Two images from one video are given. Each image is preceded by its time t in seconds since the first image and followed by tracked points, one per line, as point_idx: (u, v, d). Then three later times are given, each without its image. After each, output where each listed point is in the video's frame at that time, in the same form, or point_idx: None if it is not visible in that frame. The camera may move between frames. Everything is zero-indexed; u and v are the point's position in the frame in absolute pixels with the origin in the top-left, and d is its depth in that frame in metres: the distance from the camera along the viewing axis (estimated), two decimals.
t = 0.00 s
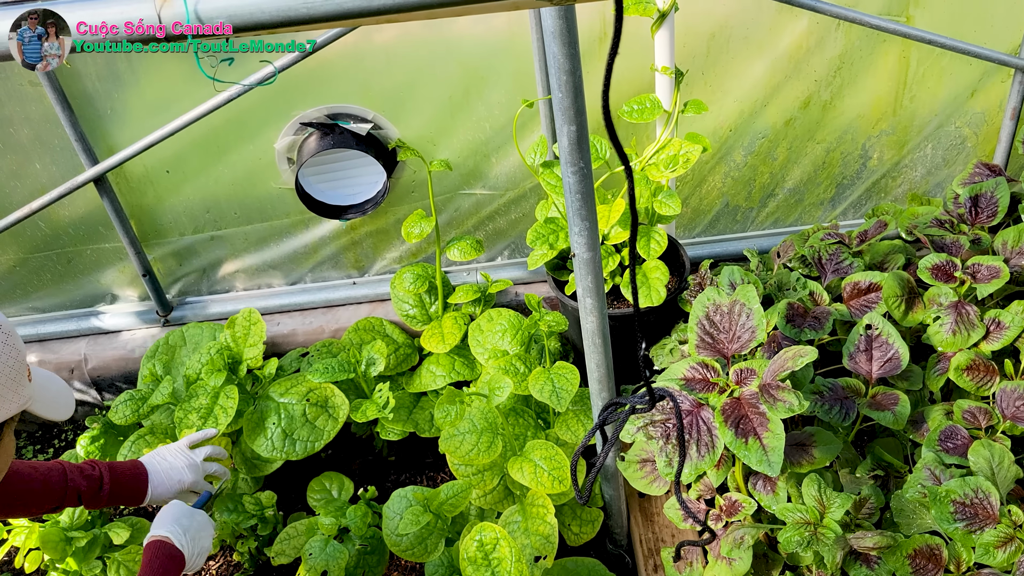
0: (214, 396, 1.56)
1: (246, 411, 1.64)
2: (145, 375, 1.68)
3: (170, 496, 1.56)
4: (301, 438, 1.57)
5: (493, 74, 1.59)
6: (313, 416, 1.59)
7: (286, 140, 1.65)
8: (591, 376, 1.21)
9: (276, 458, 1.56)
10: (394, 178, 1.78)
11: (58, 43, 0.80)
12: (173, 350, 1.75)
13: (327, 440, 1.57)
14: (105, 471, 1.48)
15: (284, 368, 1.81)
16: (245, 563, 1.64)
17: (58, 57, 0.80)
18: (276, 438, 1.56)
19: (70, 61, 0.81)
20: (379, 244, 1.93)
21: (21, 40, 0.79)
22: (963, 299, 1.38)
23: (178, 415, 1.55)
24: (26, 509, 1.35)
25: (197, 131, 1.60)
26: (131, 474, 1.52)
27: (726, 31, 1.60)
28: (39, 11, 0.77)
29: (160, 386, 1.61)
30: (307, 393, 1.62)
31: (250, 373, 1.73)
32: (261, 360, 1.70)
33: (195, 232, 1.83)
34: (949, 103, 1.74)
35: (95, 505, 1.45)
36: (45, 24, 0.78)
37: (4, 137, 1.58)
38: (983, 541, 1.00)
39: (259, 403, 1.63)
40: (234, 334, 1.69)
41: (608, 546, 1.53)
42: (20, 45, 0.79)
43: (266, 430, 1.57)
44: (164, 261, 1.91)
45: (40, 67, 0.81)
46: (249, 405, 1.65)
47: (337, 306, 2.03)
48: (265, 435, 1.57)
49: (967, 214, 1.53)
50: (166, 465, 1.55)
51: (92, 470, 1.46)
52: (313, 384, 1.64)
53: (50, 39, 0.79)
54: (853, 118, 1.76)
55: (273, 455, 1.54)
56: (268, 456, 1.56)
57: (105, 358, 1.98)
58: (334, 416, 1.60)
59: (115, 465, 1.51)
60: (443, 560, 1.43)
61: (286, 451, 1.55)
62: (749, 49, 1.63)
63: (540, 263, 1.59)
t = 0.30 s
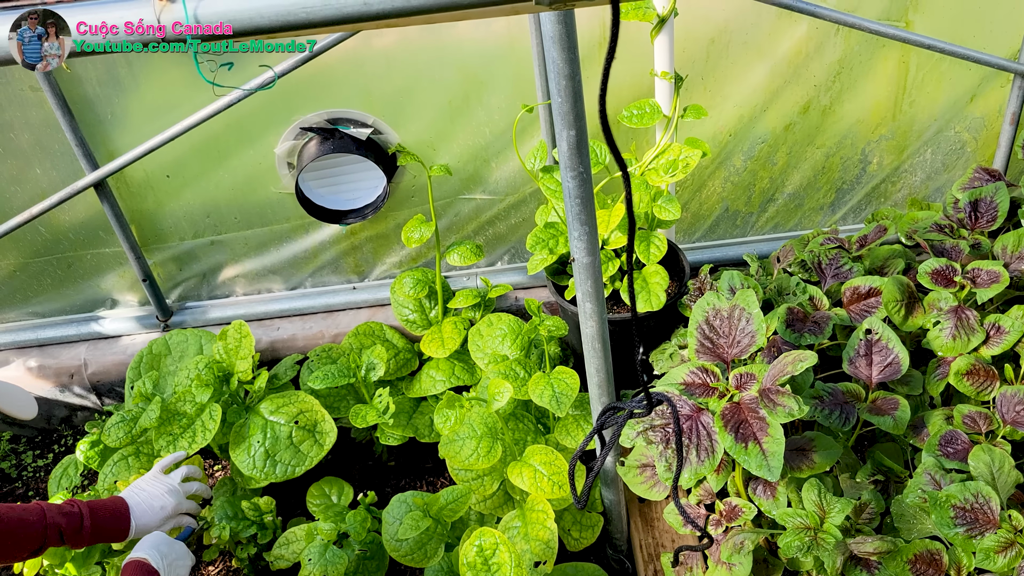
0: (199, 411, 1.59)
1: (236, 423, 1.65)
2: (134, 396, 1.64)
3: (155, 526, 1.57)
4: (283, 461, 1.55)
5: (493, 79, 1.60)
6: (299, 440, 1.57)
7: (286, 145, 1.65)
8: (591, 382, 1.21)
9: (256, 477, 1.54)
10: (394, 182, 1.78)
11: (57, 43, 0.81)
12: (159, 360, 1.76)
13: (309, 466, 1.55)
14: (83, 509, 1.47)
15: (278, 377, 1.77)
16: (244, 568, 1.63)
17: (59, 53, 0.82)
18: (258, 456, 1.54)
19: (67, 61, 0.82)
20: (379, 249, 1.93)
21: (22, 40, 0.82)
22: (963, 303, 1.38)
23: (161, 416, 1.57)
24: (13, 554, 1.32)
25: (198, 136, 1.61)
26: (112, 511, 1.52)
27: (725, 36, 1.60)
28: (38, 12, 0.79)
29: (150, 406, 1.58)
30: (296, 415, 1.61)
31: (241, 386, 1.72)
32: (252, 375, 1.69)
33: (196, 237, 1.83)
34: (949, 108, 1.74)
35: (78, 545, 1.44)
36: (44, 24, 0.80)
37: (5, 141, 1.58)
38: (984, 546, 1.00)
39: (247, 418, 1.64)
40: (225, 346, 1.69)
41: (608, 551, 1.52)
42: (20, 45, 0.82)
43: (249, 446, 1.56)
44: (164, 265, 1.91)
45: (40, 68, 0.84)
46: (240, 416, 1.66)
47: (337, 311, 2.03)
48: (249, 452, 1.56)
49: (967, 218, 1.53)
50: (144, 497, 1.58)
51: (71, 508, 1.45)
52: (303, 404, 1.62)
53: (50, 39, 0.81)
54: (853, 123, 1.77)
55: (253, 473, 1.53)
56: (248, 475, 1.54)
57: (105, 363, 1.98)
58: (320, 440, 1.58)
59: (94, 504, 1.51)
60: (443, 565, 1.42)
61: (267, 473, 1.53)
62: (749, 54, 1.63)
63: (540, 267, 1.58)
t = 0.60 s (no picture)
0: (205, 410, 1.56)
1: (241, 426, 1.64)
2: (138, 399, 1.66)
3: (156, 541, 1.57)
4: (293, 458, 1.55)
5: (494, 85, 1.61)
6: (307, 436, 1.58)
7: (289, 150, 1.66)
8: (593, 387, 1.21)
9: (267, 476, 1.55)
10: (396, 188, 1.79)
11: (58, 43, 0.72)
12: (163, 364, 1.77)
13: (319, 461, 1.55)
14: (86, 521, 1.48)
15: (281, 380, 1.80)
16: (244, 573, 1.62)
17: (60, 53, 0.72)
18: (268, 456, 1.55)
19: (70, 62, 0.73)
20: (381, 254, 1.94)
21: (21, 40, 0.72)
22: (964, 309, 1.38)
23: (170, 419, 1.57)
24: (11, 565, 1.34)
25: (200, 141, 1.61)
26: (114, 525, 1.52)
27: (727, 42, 1.61)
28: (38, 10, 0.71)
29: (153, 407, 1.61)
30: (302, 412, 1.60)
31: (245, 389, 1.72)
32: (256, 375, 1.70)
33: (198, 242, 1.84)
34: (950, 114, 1.75)
35: (79, 557, 1.45)
36: (44, 24, 0.71)
37: (8, 146, 1.59)
38: (986, 551, 1.00)
39: (253, 418, 1.63)
40: (227, 349, 1.70)
41: (610, 556, 1.52)
42: (19, 46, 0.72)
43: (258, 445, 1.57)
44: (166, 270, 1.92)
45: (41, 70, 0.73)
46: (244, 418, 1.65)
47: (339, 316, 2.03)
48: (257, 452, 1.56)
49: (968, 224, 1.53)
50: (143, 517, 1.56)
51: (74, 520, 1.46)
52: (309, 401, 1.62)
53: (50, 39, 0.71)
54: (854, 129, 1.77)
55: (263, 473, 1.53)
56: (258, 474, 1.55)
57: (107, 368, 1.98)
58: (329, 435, 1.58)
59: (96, 517, 1.52)
60: (444, 570, 1.42)
61: (277, 471, 1.54)
62: (750, 60, 1.64)
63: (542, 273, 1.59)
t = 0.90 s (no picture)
0: (207, 409, 1.56)
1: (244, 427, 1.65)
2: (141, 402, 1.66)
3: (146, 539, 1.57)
4: (293, 462, 1.55)
5: (497, 88, 1.61)
6: (308, 440, 1.58)
7: (292, 152, 1.67)
8: (595, 389, 1.21)
9: (266, 479, 1.54)
10: (398, 190, 1.79)
11: (58, 43, 0.71)
12: (166, 366, 1.78)
13: (319, 466, 1.56)
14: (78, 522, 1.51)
15: (283, 382, 1.79)
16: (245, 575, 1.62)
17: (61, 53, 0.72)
18: (268, 459, 1.55)
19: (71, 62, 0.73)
20: (383, 256, 1.94)
21: (21, 40, 0.71)
22: (967, 312, 1.38)
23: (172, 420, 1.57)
24: (9, 570, 1.35)
25: (204, 143, 1.62)
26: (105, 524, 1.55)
27: (729, 45, 1.61)
28: (39, 10, 0.70)
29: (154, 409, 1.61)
30: (304, 415, 1.60)
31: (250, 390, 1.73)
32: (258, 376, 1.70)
33: (200, 244, 1.84)
34: (952, 117, 1.75)
35: (73, 558, 1.47)
36: (44, 23, 0.71)
37: (12, 148, 1.60)
38: (988, 554, 0.99)
39: (255, 420, 1.63)
40: (230, 350, 1.70)
41: (612, 559, 1.52)
42: (19, 46, 0.71)
43: (258, 449, 1.57)
44: (169, 272, 1.92)
45: (41, 70, 0.73)
46: (247, 420, 1.66)
47: (342, 318, 2.03)
48: (258, 454, 1.56)
49: (970, 227, 1.53)
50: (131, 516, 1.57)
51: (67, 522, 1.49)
52: (312, 405, 1.62)
53: (50, 38, 0.71)
54: (856, 132, 1.77)
55: (263, 476, 1.53)
56: (258, 477, 1.55)
57: (109, 370, 1.99)
58: (329, 439, 1.58)
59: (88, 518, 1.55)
60: (446, 573, 1.42)
61: (277, 474, 1.54)
62: (752, 63, 1.64)
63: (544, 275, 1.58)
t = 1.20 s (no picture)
0: (214, 410, 1.57)
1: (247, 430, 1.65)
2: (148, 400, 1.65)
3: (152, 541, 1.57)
4: (299, 464, 1.55)
5: (500, 93, 1.61)
6: (314, 443, 1.58)
7: (296, 157, 1.67)
8: (599, 395, 1.21)
9: (272, 482, 1.54)
10: (401, 196, 1.80)
11: (58, 43, 0.71)
12: (173, 368, 1.78)
13: (324, 469, 1.55)
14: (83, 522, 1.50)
15: (288, 386, 1.80)
16: None
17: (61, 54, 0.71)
18: (274, 462, 1.55)
19: (70, 62, 0.72)
20: (386, 261, 1.95)
21: (21, 40, 0.71)
22: (971, 318, 1.38)
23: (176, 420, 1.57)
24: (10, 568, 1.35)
25: (208, 147, 1.63)
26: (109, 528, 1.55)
27: (733, 51, 1.62)
28: (38, 10, 0.70)
29: (162, 409, 1.60)
30: (310, 418, 1.61)
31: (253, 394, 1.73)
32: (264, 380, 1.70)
33: (204, 248, 1.85)
34: (956, 124, 1.75)
35: (77, 558, 1.46)
36: (44, 23, 0.70)
37: (17, 152, 1.60)
38: (994, 562, 0.98)
39: (260, 423, 1.63)
40: (236, 352, 1.71)
41: (615, 566, 1.52)
42: (19, 46, 0.71)
43: (264, 452, 1.56)
44: (172, 277, 1.93)
45: (40, 70, 0.72)
46: (251, 423, 1.66)
47: (344, 323, 2.03)
48: (263, 458, 1.56)
49: (975, 234, 1.53)
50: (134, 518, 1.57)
51: (71, 522, 1.48)
52: (317, 408, 1.62)
53: (51, 39, 0.71)
54: (860, 138, 1.77)
55: (269, 478, 1.53)
56: (263, 480, 1.54)
57: (112, 374, 1.99)
58: (335, 443, 1.59)
59: (92, 520, 1.54)
60: None
61: (282, 476, 1.53)
62: (756, 69, 1.64)
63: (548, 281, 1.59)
